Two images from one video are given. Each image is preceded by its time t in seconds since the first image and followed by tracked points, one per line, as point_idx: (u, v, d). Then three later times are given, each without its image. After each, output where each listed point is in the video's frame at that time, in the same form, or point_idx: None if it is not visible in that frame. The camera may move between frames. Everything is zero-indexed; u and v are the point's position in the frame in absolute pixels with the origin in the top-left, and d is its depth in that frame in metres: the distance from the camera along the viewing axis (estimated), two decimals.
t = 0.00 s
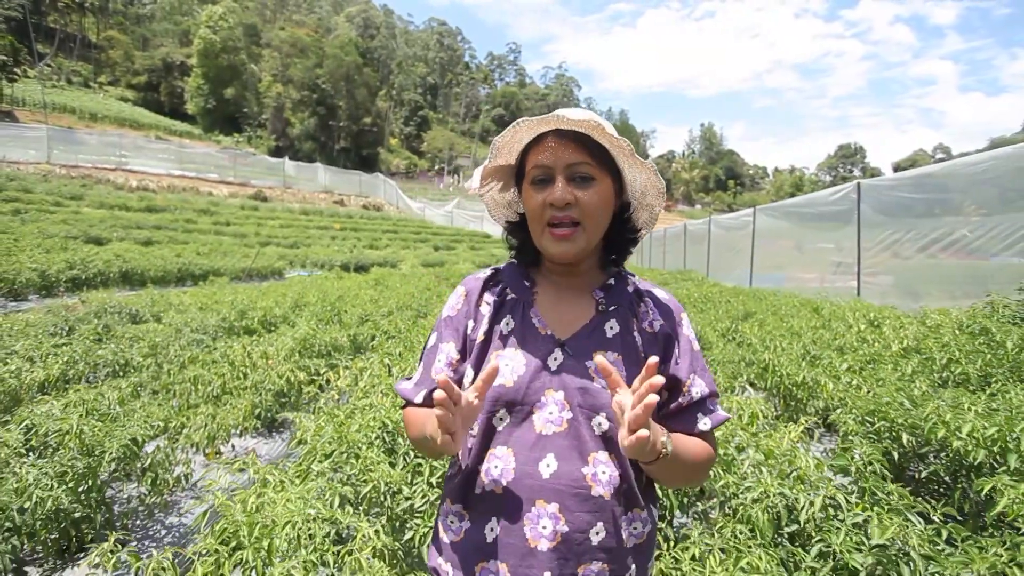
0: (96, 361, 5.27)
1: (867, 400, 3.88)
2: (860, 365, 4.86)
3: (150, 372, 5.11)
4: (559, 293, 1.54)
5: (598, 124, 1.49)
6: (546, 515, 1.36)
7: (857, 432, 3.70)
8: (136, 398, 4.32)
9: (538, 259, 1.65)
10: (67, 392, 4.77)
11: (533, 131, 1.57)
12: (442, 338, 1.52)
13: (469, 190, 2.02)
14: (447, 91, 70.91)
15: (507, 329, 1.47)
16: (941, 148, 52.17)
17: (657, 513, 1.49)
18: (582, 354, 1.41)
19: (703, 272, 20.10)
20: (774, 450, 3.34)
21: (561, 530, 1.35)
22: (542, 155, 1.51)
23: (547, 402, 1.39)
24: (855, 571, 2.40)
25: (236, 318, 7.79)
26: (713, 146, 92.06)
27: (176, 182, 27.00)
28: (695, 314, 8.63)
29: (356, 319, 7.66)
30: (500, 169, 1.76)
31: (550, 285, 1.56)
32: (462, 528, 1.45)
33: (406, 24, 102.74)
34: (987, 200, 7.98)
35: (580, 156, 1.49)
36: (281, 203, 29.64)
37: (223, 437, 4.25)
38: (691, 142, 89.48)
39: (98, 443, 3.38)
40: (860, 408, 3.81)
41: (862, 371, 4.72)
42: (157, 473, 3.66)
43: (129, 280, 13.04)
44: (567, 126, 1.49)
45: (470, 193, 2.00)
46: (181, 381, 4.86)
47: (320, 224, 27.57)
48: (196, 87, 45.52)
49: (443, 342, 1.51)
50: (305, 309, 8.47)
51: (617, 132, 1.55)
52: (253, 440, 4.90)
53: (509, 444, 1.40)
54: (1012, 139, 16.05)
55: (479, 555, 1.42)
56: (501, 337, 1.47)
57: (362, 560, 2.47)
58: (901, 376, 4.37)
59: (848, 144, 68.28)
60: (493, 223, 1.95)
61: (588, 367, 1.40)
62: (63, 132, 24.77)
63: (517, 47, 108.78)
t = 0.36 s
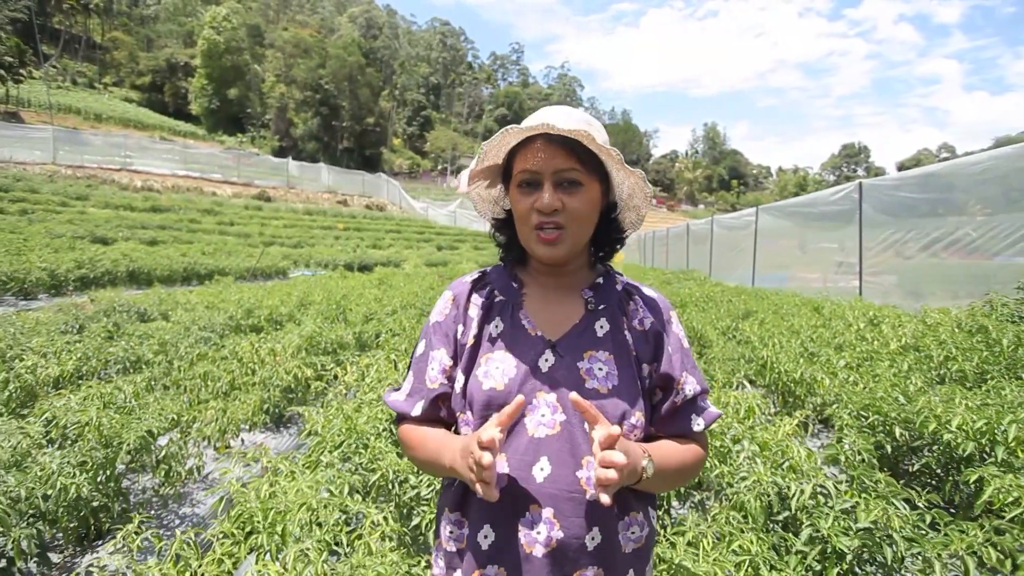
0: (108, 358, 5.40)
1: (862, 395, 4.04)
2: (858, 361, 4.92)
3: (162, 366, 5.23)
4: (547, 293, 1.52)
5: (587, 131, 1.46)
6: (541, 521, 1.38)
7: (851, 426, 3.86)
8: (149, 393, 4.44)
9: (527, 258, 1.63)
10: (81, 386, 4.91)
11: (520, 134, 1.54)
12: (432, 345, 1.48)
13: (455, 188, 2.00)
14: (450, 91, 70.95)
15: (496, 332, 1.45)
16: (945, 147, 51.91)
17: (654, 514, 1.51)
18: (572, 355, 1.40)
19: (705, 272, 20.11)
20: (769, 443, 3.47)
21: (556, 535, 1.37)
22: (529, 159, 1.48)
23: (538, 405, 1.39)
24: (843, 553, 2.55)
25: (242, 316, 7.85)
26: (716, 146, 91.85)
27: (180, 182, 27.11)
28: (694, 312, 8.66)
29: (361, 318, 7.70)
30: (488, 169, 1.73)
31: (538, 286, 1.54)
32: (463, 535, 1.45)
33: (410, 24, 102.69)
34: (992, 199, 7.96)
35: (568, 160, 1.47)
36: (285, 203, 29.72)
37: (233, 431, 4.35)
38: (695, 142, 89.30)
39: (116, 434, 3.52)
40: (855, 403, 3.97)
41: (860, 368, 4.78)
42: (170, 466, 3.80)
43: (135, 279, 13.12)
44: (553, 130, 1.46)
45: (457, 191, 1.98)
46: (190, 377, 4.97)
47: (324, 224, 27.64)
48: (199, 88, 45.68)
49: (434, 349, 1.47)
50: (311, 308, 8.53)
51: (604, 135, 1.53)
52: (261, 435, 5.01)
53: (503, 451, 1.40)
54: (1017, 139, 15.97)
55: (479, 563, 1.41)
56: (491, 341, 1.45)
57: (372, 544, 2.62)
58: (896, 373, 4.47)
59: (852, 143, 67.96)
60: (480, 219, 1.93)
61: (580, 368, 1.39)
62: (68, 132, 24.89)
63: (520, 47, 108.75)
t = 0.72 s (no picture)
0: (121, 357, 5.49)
1: (861, 394, 4.08)
2: (860, 359, 4.94)
3: (174, 363, 5.30)
4: (547, 299, 1.49)
5: (581, 131, 1.40)
6: (555, 536, 1.36)
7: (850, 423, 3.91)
8: (162, 390, 4.56)
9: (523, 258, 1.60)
10: (97, 383, 5.00)
11: (505, 135, 1.49)
12: (431, 357, 1.45)
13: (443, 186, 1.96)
14: (454, 91, 71.06)
15: (497, 342, 1.42)
16: (951, 147, 51.63)
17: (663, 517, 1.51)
18: (578, 362, 1.38)
19: (709, 271, 20.10)
20: (768, 438, 3.60)
21: (571, 549, 1.36)
22: (517, 160, 1.43)
23: (547, 416, 1.36)
24: (837, 541, 2.64)
25: (250, 315, 7.90)
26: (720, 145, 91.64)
27: (186, 183, 27.22)
28: (698, 311, 8.68)
29: (367, 317, 7.75)
30: (475, 168, 1.70)
31: (537, 289, 1.51)
32: (474, 545, 1.40)
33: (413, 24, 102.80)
34: (998, 199, 7.93)
35: (560, 160, 1.42)
36: (289, 203, 29.81)
37: (243, 427, 4.51)
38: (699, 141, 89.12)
39: (134, 429, 3.66)
40: (855, 401, 4.02)
41: (860, 366, 4.80)
42: (183, 461, 3.91)
43: (144, 278, 13.20)
44: (539, 131, 1.40)
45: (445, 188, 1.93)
46: (201, 374, 5.06)
47: (328, 224, 27.71)
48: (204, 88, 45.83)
49: (432, 362, 1.45)
50: (317, 307, 8.58)
51: (597, 130, 1.48)
52: (270, 432, 5.06)
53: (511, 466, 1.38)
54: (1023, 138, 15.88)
55: None
56: (492, 353, 1.42)
57: (384, 539, 2.72)
58: (897, 371, 4.49)
59: (857, 143, 67.68)
60: (469, 216, 1.90)
61: (586, 374, 1.37)
62: (74, 133, 25.01)
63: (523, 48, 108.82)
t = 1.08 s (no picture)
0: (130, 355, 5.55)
1: (860, 391, 4.12)
2: (859, 356, 4.97)
3: (183, 360, 5.35)
4: (557, 302, 1.49)
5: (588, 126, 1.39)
6: (559, 547, 1.38)
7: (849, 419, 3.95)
8: (173, 385, 4.66)
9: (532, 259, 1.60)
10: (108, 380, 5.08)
11: (513, 130, 1.50)
12: (437, 361, 1.47)
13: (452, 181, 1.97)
14: (456, 91, 71.14)
15: (504, 347, 1.43)
16: (954, 147, 51.43)
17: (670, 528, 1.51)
18: (587, 371, 1.38)
19: (711, 271, 20.12)
20: (768, 434, 3.69)
21: (574, 562, 1.38)
22: (524, 158, 1.43)
23: (554, 427, 1.37)
24: (834, 531, 2.74)
25: (255, 314, 7.95)
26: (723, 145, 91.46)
27: (189, 182, 27.30)
28: (701, 311, 8.71)
29: (372, 315, 7.79)
30: (480, 165, 1.71)
31: (545, 291, 1.52)
32: (476, 549, 1.43)
33: (416, 23, 102.82)
34: (1002, 199, 7.91)
35: (567, 158, 1.41)
36: (292, 203, 29.86)
37: (252, 422, 4.57)
38: (701, 141, 88.97)
39: (148, 423, 3.76)
40: (853, 398, 4.05)
41: (860, 364, 4.82)
42: (195, 455, 3.99)
43: (149, 278, 13.25)
44: (546, 127, 1.40)
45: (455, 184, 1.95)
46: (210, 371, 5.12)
47: (331, 224, 27.75)
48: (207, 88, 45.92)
49: (439, 365, 1.46)
50: (322, 306, 8.62)
51: (610, 130, 1.47)
52: (278, 428, 5.12)
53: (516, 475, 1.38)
54: None
55: None
56: (499, 358, 1.42)
57: (394, 528, 2.80)
58: (897, 368, 4.51)
59: (861, 142, 67.30)
60: (480, 212, 1.92)
61: (595, 384, 1.37)
62: (78, 133, 25.09)
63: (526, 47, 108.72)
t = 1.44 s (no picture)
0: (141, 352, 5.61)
1: (853, 386, 4.16)
2: (856, 354, 5.01)
3: (192, 358, 5.41)
4: (566, 289, 1.52)
5: (583, 109, 1.42)
6: (558, 530, 1.35)
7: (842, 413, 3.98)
8: (186, 381, 4.77)
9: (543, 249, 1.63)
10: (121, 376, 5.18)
11: (529, 117, 1.55)
12: (446, 335, 1.47)
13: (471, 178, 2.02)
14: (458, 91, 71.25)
15: (514, 329, 1.46)
16: (955, 147, 51.42)
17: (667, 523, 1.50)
18: (592, 358, 1.40)
19: (712, 271, 20.16)
20: (765, 428, 3.76)
21: (572, 546, 1.34)
22: (535, 144, 1.48)
23: (556, 412, 1.38)
24: (825, 515, 2.84)
25: (260, 313, 8.01)
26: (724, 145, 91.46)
27: (191, 183, 27.38)
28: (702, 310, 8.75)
29: (376, 314, 7.85)
30: (500, 156, 1.78)
31: (556, 279, 1.54)
32: (472, 534, 1.42)
33: (416, 24, 102.90)
34: (1003, 199, 7.93)
35: (577, 145, 1.45)
36: (294, 203, 29.93)
37: (261, 418, 4.64)
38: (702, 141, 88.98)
39: (163, 417, 3.88)
40: (846, 394, 4.09)
41: (855, 361, 4.86)
42: (207, 449, 4.09)
43: (154, 277, 13.33)
44: (558, 112, 1.45)
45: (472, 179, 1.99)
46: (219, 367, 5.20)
47: (332, 224, 27.81)
48: (209, 89, 46.03)
49: (448, 340, 1.46)
50: (327, 305, 8.68)
51: (621, 122, 1.52)
52: (285, 423, 5.12)
53: (519, 457, 1.38)
54: None
55: (491, 564, 1.39)
56: (508, 340, 1.45)
57: (405, 513, 2.98)
58: (891, 365, 4.56)
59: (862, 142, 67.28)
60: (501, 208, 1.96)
61: (599, 373, 1.39)
62: (81, 134, 25.17)
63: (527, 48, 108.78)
